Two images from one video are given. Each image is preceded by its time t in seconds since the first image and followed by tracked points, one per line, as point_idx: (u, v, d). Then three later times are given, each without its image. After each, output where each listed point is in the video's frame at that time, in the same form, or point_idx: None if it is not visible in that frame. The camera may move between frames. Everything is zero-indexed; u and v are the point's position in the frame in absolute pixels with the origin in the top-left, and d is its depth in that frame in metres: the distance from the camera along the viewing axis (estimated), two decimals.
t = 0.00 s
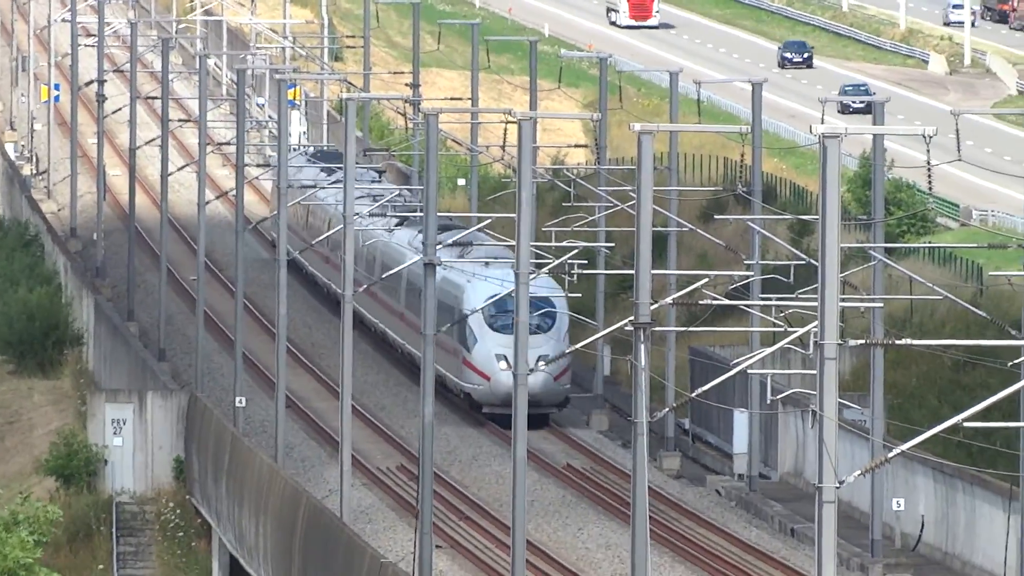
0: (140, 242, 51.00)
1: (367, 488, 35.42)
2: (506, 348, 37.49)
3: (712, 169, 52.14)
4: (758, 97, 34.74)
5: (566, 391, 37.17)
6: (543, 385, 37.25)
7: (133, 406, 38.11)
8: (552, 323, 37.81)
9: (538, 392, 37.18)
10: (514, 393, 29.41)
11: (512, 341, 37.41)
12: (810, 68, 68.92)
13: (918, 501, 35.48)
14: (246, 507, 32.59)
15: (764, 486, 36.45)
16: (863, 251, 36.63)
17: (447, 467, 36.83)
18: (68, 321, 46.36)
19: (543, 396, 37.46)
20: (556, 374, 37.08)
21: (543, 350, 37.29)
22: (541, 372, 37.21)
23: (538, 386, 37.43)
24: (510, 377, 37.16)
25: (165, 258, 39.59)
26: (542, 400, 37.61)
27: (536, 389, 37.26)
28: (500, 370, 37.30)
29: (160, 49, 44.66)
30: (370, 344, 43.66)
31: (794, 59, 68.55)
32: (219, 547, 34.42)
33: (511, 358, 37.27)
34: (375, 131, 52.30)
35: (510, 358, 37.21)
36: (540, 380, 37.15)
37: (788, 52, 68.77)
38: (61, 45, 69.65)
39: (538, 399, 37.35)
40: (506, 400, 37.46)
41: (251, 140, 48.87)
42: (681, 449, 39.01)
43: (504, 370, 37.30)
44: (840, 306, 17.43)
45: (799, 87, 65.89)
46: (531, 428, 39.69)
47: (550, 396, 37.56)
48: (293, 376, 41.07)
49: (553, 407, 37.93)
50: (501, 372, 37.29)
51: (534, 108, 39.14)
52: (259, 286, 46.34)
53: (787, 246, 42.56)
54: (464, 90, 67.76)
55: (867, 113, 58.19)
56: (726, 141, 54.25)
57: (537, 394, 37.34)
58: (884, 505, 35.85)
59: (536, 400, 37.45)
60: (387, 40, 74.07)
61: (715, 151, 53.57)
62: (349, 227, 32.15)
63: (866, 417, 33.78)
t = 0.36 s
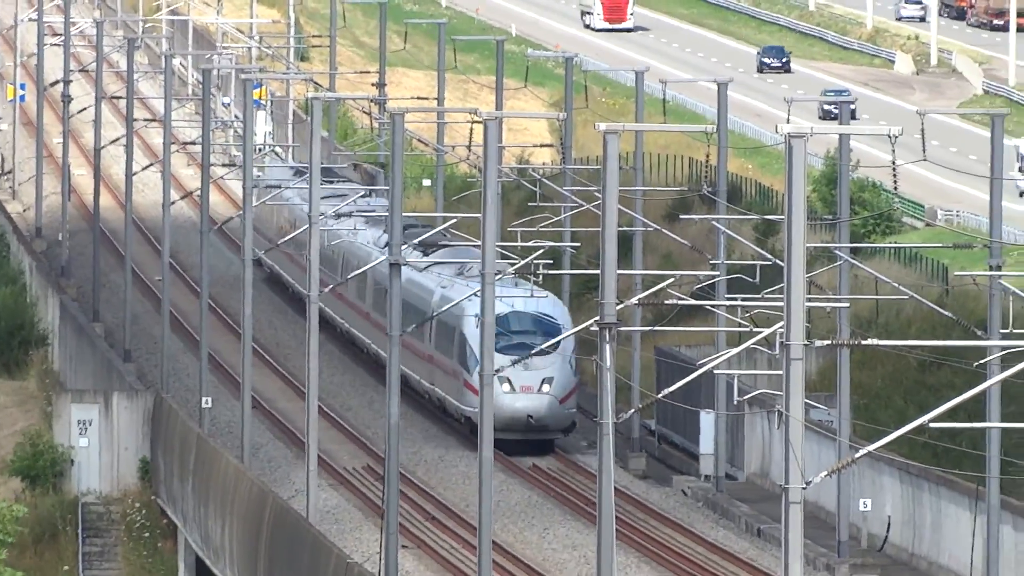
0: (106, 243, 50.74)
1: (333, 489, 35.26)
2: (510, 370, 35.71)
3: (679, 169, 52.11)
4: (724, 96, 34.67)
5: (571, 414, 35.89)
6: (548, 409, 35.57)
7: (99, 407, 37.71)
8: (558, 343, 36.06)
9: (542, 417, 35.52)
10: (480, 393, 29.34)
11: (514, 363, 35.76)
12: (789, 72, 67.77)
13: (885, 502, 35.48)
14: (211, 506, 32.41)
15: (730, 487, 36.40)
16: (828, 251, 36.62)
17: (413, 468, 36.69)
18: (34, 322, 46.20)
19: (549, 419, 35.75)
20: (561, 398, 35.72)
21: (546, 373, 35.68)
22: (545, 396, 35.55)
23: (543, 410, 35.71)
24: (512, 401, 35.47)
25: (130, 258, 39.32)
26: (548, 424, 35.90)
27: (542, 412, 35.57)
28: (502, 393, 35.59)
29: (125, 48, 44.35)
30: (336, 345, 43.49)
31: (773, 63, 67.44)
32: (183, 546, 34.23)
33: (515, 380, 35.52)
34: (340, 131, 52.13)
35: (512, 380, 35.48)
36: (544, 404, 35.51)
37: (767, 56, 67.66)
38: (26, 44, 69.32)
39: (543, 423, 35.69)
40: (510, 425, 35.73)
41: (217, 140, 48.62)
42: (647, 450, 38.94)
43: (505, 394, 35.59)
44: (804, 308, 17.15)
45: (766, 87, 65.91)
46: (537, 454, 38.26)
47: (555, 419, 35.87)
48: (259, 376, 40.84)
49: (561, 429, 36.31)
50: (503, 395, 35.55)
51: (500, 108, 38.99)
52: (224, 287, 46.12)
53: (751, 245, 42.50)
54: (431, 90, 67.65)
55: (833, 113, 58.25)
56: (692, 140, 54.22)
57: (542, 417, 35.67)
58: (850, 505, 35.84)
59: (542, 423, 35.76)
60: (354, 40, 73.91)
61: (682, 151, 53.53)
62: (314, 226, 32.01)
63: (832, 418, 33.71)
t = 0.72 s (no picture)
0: (48, 214, 50.57)
1: (276, 458, 35.30)
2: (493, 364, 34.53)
3: (620, 140, 52.28)
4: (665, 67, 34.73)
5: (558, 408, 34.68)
6: (534, 404, 34.33)
7: (42, 376, 37.22)
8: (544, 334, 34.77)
9: (528, 412, 34.30)
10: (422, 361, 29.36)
11: (498, 356, 34.53)
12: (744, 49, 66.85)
13: (826, 470, 35.77)
14: (156, 476, 32.45)
15: (672, 455, 36.59)
16: (771, 221, 36.80)
17: (356, 438, 36.77)
18: None
19: (533, 414, 34.54)
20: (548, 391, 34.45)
21: (532, 366, 34.43)
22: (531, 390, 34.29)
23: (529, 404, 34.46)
24: (496, 395, 34.26)
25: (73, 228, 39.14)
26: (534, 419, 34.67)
27: (527, 407, 34.35)
28: (486, 387, 34.38)
29: (68, 19, 44.08)
30: (280, 316, 43.50)
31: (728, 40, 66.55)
32: (126, 515, 34.28)
33: (499, 373, 34.32)
34: (283, 102, 52.07)
35: (497, 373, 34.30)
36: (529, 399, 34.28)
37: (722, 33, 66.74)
38: None
39: (528, 418, 34.47)
40: (493, 420, 34.51)
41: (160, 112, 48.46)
42: (589, 419, 39.10)
43: (490, 388, 34.38)
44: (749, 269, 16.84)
45: (709, 60, 66.13)
46: (522, 452, 37.10)
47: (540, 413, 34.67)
48: (202, 346, 40.79)
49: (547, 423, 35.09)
50: (487, 389, 34.34)
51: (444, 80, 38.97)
52: (168, 258, 46.06)
53: (693, 216, 42.70)
54: (374, 61, 67.65)
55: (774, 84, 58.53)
56: (633, 112, 54.38)
57: (527, 412, 34.45)
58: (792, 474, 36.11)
59: (527, 418, 34.54)
60: (297, 11, 73.78)
61: (624, 122, 53.67)
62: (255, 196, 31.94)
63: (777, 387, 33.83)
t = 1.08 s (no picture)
0: None
1: (228, 423, 35.28)
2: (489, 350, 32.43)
3: (573, 105, 52.37)
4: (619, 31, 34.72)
5: (558, 399, 32.46)
6: (532, 394, 32.14)
7: None
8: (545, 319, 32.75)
9: (526, 403, 32.10)
10: (370, 331, 29.44)
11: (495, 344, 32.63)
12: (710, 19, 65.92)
13: (778, 436, 35.94)
14: (107, 439, 32.52)
15: (623, 420, 36.69)
16: (724, 186, 36.89)
17: (308, 402, 36.79)
18: None
19: (534, 405, 32.37)
20: (548, 381, 32.31)
21: (531, 354, 32.30)
22: (530, 379, 32.15)
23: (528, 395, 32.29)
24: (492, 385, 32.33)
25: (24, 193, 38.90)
26: (534, 411, 32.50)
27: (526, 397, 32.14)
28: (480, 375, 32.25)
29: None
30: (231, 280, 43.44)
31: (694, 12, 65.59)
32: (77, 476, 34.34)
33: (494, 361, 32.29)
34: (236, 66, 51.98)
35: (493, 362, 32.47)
36: (528, 388, 32.08)
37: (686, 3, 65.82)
38: None
39: (527, 409, 32.28)
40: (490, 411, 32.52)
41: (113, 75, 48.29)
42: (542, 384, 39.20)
43: (486, 377, 32.49)
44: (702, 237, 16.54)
45: (661, 24, 66.32)
46: (522, 444, 35.00)
47: (541, 405, 32.46)
48: (153, 311, 40.68)
49: (546, 416, 32.90)
50: (483, 379, 32.38)
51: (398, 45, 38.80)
52: (119, 222, 45.91)
53: (647, 179, 42.71)
54: (325, 26, 67.69)
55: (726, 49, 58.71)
56: (586, 77, 54.44)
57: (526, 403, 32.26)
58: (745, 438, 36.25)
59: (527, 410, 32.40)
60: None
61: (576, 86, 53.74)
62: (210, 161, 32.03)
63: (730, 354, 33.89)
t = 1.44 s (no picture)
0: None
1: (165, 380, 35.41)
2: (474, 332, 30.68)
3: (507, 61, 52.50)
4: None
5: (547, 383, 30.88)
6: (520, 377, 30.53)
7: None
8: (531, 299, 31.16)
9: (514, 387, 30.51)
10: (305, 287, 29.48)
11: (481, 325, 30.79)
12: None
13: (714, 392, 36.31)
14: (46, 397, 32.61)
15: (560, 376, 36.92)
16: (657, 142, 37.14)
17: (245, 358, 36.96)
18: None
19: (522, 389, 30.74)
20: (536, 363, 30.72)
21: (519, 335, 30.72)
22: (518, 361, 30.56)
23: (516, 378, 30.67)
24: (479, 370, 30.45)
25: None
26: (521, 395, 30.87)
27: (514, 382, 30.55)
28: (467, 359, 30.51)
29: None
30: (168, 237, 43.53)
31: None
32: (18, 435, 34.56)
33: (482, 344, 30.54)
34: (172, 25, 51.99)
35: (480, 345, 30.45)
36: (516, 371, 30.52)
37: None
38: None
39: (515, 393, 30.63)
40: (476, 398, 30.72)
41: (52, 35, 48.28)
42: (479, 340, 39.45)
43: (472, 361, 30.54)
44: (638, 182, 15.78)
45: None
46: (509, 430, 33.63)
47: (529, 390, 30.85)
48: (89, 268, 40.71)
49: (532, 401, 31.27)
50: (469, 362, 30.53)
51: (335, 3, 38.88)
52: (55, 179, 45.92)
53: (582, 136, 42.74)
54: None
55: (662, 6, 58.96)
56: (519, 33, 54.57)
57: (514, 387, 30.63)
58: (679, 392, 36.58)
59: (515, 394, 30.77)
60: None
61: (510, 42, 53.90)
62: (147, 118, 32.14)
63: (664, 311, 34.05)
